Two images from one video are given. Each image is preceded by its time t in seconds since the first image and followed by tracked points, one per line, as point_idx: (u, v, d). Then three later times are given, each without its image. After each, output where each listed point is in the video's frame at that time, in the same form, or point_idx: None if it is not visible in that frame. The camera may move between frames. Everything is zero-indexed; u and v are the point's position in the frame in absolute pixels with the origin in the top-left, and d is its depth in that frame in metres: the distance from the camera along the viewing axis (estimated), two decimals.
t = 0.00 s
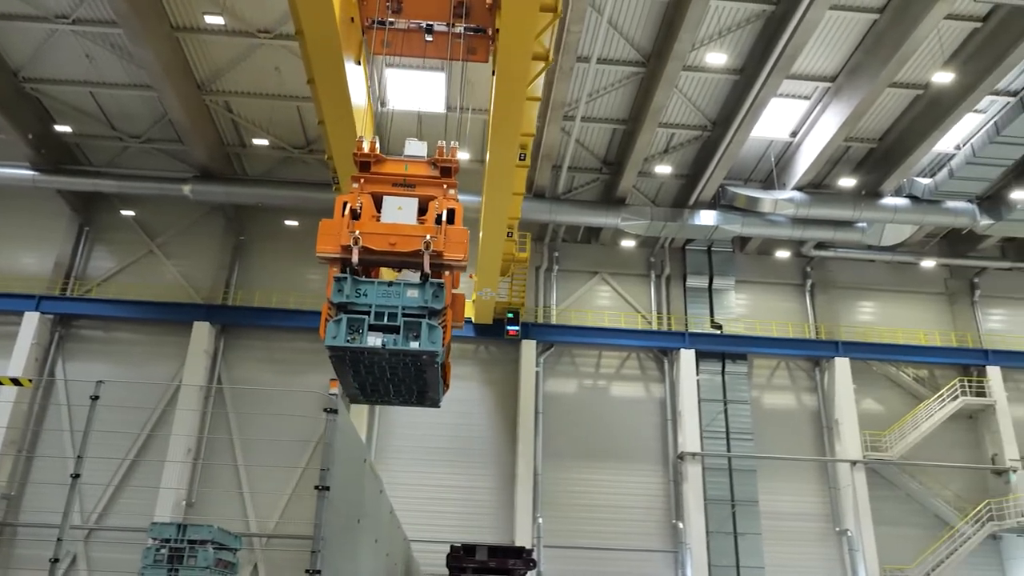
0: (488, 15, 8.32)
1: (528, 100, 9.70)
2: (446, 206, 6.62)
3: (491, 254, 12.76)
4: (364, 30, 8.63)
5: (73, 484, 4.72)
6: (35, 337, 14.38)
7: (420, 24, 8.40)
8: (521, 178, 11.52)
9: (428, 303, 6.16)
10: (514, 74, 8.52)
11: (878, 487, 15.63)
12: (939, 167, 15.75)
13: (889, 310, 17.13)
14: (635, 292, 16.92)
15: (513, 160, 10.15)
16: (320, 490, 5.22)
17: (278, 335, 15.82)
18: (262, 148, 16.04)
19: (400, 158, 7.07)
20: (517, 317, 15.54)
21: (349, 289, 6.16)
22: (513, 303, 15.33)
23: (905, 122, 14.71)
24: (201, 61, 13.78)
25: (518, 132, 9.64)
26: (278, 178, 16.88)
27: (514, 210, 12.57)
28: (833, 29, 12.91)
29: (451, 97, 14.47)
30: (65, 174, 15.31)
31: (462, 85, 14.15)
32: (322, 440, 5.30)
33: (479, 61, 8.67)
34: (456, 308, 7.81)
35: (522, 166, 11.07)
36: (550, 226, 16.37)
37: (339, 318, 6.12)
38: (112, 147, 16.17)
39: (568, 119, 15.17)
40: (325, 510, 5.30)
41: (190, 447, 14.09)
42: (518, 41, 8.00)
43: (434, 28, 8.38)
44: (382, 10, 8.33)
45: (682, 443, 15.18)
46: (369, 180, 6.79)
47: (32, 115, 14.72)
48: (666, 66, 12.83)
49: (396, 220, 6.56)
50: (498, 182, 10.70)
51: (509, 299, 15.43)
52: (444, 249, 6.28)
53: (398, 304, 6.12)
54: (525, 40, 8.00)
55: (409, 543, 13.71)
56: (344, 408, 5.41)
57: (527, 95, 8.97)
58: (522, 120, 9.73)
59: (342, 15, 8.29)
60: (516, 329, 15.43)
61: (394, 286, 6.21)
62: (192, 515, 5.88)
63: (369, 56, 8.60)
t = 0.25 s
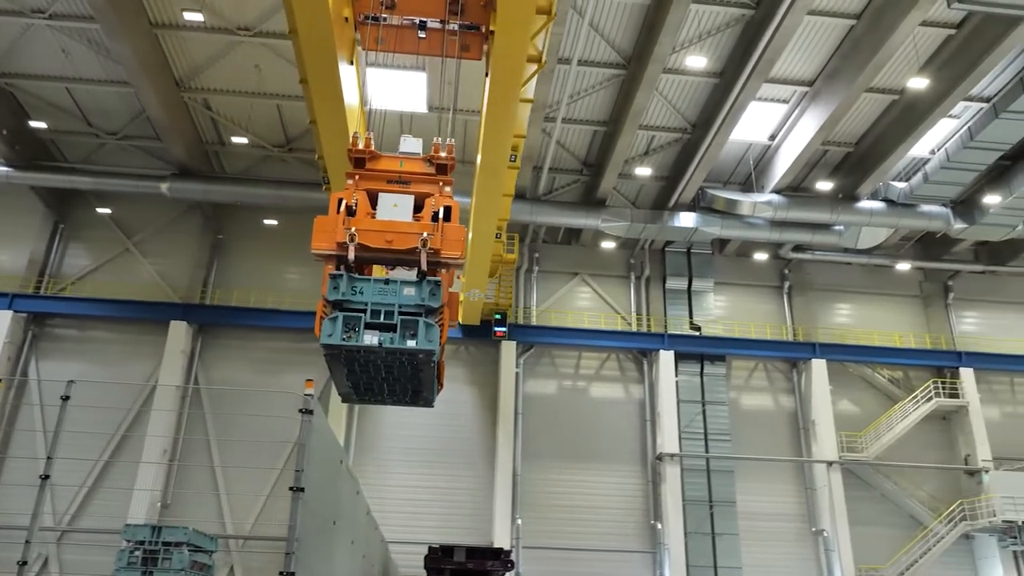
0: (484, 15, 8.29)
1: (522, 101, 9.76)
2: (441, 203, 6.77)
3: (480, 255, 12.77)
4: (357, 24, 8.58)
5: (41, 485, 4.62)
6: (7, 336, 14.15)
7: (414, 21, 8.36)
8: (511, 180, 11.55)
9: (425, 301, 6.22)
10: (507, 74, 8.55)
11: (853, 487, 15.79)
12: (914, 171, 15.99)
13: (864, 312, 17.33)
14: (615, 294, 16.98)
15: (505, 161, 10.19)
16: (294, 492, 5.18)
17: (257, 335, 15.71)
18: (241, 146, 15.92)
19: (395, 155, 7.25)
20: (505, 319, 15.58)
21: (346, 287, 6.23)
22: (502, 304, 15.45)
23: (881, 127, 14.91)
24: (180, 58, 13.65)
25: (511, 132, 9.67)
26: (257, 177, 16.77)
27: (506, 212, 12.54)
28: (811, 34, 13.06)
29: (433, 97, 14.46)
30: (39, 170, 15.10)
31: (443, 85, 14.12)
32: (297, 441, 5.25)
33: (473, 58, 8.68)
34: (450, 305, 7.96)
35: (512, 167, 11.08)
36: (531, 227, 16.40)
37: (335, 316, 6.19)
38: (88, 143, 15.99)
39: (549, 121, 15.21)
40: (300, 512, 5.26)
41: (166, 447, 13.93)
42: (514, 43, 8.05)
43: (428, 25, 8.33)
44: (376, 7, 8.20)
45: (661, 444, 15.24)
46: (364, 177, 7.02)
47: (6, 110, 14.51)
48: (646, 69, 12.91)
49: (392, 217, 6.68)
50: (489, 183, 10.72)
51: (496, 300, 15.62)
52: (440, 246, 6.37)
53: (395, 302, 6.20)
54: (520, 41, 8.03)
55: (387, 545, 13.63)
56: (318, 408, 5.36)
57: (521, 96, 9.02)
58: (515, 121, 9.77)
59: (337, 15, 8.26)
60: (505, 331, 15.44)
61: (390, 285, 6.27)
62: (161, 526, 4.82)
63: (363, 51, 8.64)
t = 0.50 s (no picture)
0: (481, 12, 8.45)
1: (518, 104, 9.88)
2: (442, 202, 6.86)
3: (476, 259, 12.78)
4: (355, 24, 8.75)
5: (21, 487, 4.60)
6: None
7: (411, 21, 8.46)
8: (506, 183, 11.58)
9: (427, 301, 6.21)
10: (505, 76, 8.68)
11: (838, 490, 15.87)
12: (898, 176, 16.12)
13: (850, 315, 17.43)
14: (602, 296, 17.02)
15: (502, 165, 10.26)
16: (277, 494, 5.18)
17: (242, 337, 15.63)
18: (227, 147, 15.85)
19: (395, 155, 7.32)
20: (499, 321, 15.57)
21: (346, 286, 6.22)
22: (495, 307, 15.54)
23: (866, 131, 15.01)
24: (165, 58, 13.56)
25: (507, 134, 9.77)
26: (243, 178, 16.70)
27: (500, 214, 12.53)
28: (796, 39, 13.13)
29: (420, 100, 14.41)
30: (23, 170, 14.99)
31: (431, 87, 14.10)
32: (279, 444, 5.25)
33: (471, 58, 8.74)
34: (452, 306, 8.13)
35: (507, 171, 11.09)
36: (518, 229, 16.42)
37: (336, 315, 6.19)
38: (72, 143, 15.87)
39: (536, 124, 15.23)
40: (282, 515, 5.26)
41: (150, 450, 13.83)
42: (513, 43, 8.19)
43: (426, 25, 8.39)
44: (374, 7, 8.33)
45: (647, 446, 15.26)
46: (364, 177, 7.11)
47: None
48: (633, 73, 12.94)
49: (392, 216, 6.78)
50: (485, 187, 10.76)
51: (488, 302, 15.67)
52: (441, 246, 6.44)
53: (397, 302, 6.19)
54: (518, 41, 8.17)
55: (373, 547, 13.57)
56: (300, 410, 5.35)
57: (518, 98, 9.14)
58: (511, 124, 9.86)
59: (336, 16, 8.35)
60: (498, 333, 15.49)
61: (391, 285, 6.25)
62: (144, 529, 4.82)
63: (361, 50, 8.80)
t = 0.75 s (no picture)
0: (483, 12, 8.41)
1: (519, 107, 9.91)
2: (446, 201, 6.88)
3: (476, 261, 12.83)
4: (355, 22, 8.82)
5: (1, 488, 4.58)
6: None
7: (412, 19, 8.46)
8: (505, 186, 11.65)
9: (431, 301, 6.35)
10: (507, 78, 8.72)
11: (825, 492, 15.95)
12: (885, 180, 16.23)
13: (837, 319, 17.53)
14: (591, 299, 17.04)
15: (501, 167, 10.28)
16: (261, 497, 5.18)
17: (231, 338, 15.57)
18: (216, 147, 15.80)
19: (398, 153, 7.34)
20: (493, 325, 15.66)
21: (350, 286, 6.30)
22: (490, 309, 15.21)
23: (853, 136, 15.12)
24: (153, 58, 13.50)
25: (508, 137, 9.78)
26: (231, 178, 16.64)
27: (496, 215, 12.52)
28: (784, 44, 13.22)
29: (410, 101, 14.40)
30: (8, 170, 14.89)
31: (421, 89, 14.08)
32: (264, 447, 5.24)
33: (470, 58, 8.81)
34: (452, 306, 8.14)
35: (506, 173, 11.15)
36: (508, 231, 16.42)
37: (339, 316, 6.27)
38: (59, 143, 15.78)
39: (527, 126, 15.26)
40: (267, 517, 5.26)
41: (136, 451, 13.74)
42: (514, 45, 8.21)
43: (426, 24, 8.40)
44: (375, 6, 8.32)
45: (636, 449, 15.28)
46: (365, 175, 7.10)
47: None
48: (623, 76, 12.98)
49: (395, 215, 6.79)
50: (483, 189, 10.78)
51: (484, 306, 15.21)
52: (445, 245, 6.48)
53: (401, 302, 6.31)
54: (520, 44, 8.20)
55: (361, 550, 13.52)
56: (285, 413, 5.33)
57: (518, 100, 9.18)
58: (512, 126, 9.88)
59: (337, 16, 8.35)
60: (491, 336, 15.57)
61: (395, 285, 6.39)
62: (130, 530, 4.90)
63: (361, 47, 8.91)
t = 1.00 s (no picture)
0: (484, 13, 8.64)
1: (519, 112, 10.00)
2: (449, 202, 6.97)
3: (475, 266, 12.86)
4: (355, 24, 8.87)
5: None
6: None
7: (413, 20, 8.58)
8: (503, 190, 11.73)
9: (435, 302, 6.53)
10: (508, 80, 8.77)
11: (813, 496, 15.99)
12: (873, 186, 16.35)
13: (826, 323, 17.61)
14: (581, 303, 17.07)
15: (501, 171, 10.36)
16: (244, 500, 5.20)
17: (218, 341, 15.50)
18: (205, 149, 15.77)
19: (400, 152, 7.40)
20: (490, 328, 15.48)
21: (354, 287, 6.47)
22: (484, 313, 15.55)
23: (840, 142, 15.24)
24: (143, 60, 13.47)
25: (508, 141, 9.84)
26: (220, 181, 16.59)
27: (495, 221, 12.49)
28: (773, 50, 13.32)
29: (400, 105, 14.40)
30: None
31: (411, 92, 14.09)
32: (247, 450, 5.26)
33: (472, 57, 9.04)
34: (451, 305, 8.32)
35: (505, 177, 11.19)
36: (498, 235, 16.44)
37: (344, 316, 6.47)
38: (47, 144, 15.70)
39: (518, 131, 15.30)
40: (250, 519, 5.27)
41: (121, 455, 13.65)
42: (517, 49, 8.32)
43: (427, 25, 8.57)
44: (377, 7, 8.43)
45: (625, 453, 15.28)
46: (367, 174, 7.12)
47: None
48: (613, 80, 13.04)
49: (399, 215, 6.86)
50: (482, 194, 10.79)
51: (480, 310, 15.62)
52: (450, 247, 6.58)
53: (405, 304, 6.49)
54: (521, 48, 8.31)
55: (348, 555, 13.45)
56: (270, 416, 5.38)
57: (519, 104, 9.27)
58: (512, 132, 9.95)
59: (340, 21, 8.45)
60: (488, 340, 15.40)
61: (399, 286, 6.56)
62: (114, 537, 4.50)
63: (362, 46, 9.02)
